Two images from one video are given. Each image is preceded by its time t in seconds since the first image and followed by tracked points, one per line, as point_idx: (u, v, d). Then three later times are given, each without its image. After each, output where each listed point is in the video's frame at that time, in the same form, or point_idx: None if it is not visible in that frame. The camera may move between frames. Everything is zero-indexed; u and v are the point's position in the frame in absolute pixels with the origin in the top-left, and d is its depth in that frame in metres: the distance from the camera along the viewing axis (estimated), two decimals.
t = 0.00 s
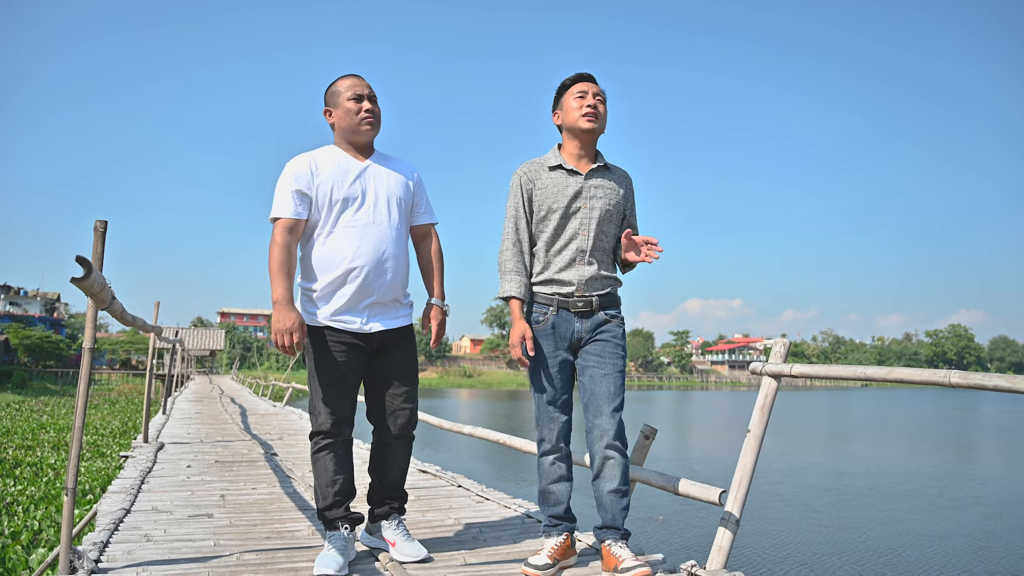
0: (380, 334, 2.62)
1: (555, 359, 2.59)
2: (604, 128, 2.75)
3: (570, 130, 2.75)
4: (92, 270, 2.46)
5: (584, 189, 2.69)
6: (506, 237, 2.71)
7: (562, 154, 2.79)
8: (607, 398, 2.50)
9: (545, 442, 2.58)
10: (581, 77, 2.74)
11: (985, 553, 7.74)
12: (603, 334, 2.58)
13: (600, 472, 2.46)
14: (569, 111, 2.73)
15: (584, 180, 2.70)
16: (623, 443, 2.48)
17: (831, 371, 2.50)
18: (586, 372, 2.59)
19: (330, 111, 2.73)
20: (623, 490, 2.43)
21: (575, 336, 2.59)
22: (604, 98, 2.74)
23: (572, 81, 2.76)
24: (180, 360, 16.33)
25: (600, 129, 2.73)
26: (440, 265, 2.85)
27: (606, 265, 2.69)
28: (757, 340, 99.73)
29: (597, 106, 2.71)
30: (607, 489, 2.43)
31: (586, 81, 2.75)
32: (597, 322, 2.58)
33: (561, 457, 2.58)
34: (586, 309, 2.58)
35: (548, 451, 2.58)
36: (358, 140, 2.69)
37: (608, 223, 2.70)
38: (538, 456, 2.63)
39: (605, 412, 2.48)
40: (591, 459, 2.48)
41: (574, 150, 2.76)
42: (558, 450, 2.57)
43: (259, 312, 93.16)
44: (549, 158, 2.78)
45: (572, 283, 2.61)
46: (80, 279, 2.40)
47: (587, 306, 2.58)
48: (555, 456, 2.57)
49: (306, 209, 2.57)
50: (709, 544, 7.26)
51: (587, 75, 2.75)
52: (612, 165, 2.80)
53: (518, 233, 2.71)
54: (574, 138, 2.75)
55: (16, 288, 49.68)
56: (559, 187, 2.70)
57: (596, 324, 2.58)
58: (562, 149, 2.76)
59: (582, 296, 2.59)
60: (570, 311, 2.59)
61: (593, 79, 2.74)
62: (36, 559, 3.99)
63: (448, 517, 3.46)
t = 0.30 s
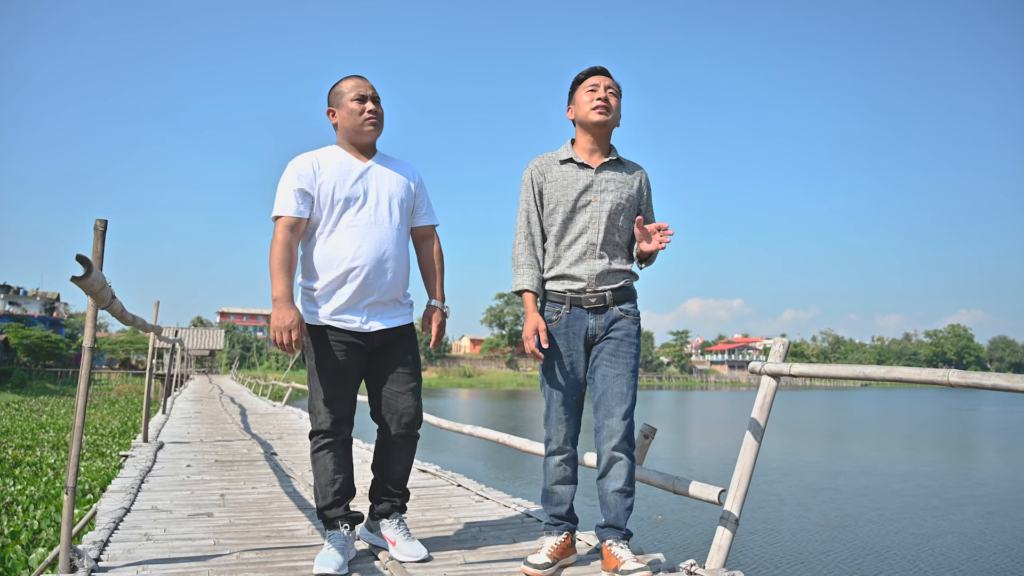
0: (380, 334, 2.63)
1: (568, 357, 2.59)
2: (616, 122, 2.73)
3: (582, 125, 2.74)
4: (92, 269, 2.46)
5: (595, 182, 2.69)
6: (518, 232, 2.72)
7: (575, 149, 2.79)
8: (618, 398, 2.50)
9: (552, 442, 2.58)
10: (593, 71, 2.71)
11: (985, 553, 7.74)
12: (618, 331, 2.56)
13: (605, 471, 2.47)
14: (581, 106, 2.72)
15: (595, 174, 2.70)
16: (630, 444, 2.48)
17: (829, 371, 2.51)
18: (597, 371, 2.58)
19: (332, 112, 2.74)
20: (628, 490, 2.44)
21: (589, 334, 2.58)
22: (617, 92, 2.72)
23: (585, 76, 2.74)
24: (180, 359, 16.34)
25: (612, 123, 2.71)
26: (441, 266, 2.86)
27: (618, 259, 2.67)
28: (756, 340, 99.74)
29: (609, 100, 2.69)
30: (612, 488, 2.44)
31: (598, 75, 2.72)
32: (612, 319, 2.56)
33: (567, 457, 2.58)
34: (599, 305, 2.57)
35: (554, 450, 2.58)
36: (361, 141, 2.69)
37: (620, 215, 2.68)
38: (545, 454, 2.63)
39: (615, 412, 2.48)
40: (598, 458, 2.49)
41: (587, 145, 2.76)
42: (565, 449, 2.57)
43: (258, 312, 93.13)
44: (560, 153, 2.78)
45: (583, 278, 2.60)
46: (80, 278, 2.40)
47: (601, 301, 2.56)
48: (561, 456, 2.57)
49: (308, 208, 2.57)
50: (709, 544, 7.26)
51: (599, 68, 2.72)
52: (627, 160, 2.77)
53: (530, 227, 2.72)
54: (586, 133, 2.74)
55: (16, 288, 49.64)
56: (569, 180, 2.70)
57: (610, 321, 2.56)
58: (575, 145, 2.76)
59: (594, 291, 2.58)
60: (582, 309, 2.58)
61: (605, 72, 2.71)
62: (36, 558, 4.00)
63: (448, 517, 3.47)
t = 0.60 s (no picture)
0: (385, 333, 2.62)
1: (576, 357, 2.58)
2: (626, 118, 2.71)
3: (592, 122, 2.74)
4: (94, 268, 2.46)
5: (602, 180, 2.68)
6: (530, 234, 2.75)
7: (586, 147, 2.78)
8: (626, 398, 2.51)
9: (555, 444, 2.57)
10: (606, 67, 2.70)
11: (986, 553, 7.72)
12: (626, 332, 2.56)
13: (611, 470, 2.47)
14: (591, 103, 2.72)
15: (602, 171, 2.69)
16: (636, 444, 2.49)
17: (830, 370, 2.52)
18: (606, 371, 2.59)
19: (339, 112, 2.74)
20: (632, 489, 2.45)
21: (597, 334, 2.58)
22: (628, 88, 2.70)
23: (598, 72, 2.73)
24: (180, 358, 16.34)
25: (622, 120, 2.69)
26: (447, 266, 2.86)
27: (628, 256, 2.64)
28: (756, 340, 99.72)
29: (619, 96, 2.68)
30: (617, 486, 2.45)
31: (612, 72, 2.71)
32: (620, 318, 2.56)
33: (569, 462, 2.57)
34: (607, 304, 2.57)
35: (558, 452, 2.57)
36: (367, 142, 2.69)
37: (627, 212, 2.65)
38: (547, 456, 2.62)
39: (623, 413, 2.49)
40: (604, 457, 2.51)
41: (598, 143, 2.75)
42: (568, 451, 2.56)
43: (258, 311, 93.15)
44: (570, 152, 2.79)
45: (590, 278, 2.60)
46: (81, 277, 2.40)
47: (609, 300, 2.56)
48: (564, 459, 2.56)
49: (314, 207, 2.57)
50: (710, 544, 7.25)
51: (613, 64, 2.70)
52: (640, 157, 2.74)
53: (540, 228, 2.75)
54: (596, 130, 2.74)
55: (16, 288, 49.64)
56: (577, 179, 2.70)
57: (618, 320, 2.56)
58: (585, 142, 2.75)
59: (602, 291, 2.57)
60: (590, 308, 2.58)
61: (618, 69, 2.70)
62: (36, 557, 4.00)
63: (449, 516, 3.47)
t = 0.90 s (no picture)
0: (392, 330, 2.62)
1: (578, 357, 2.58)
2: (631, 116, 2.70)
3: (596, 120, 2.75)
4: (94, 267, 2.46)
5: (604, 180, 2.68)
6: (539, 238, 2.81)
7: (592, 148, 2.78)
8: (629, 398, 2.50)
9: (558, 445, 2.58)
10: (612, 66, 2.71)
11: (986, 552, 7.71)
12: (631, 332, 2.54)
13: (614, 468, 2.48)
14: (595, 100, 2.73)
15: (605, 171, 2.69)
16: (640, 443, 2.49)
17: (830, 369, 2.52)
18: (611, 371, 2.58)
19: (350, 113, 2.74)
20: (635, 488, 2.44)
21: (601, 334, 2.57)
22: (633, 86, 2.70)
23: (603, 70, 2.74)
24: (180, 358, 16.33)
25: (625, 117, 2.69)
26: (456, 264, 2.85)
27: (634, 257, 2.60)
28: (756, 339, 99.72)
29: (622, 93, 2.68)
30: (619, 485, 2.45)
31: (618, 70, 2.72)
32: (624, 318, 2.54)
33: (572, 463, 2.57)
34: (612, 305, 2.55)
35: (560, 452, 2.57)
36: (378, 142, 2.70)
37: (630, 213, 2.63)
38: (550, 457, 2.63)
39: (627, 413, 2.49)
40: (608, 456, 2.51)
41: (603, 142, 2.75)
42: (570, 452, 2.57)
43: (258, 311, 93.25)
44: (576, 153, 2.80)
45: (593, 279, 2.60)
46: (82, 276, 2.40)
47: (613, 301, 2.55)
48: (566, 459, 2.56)
49: (325, 206, 2.58)
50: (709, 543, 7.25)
51: (619, 63, 2.71)
52: (646, 156, 2.72)
53: (547, 231, 2.81)
54: (601, 129, 2.74)
55: (16, 288, 49.63)
56: (580, 179, 2.72)
57: (623, 321, 2.54)
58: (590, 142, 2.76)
59: (606, 291, 2.56)
60: (595, 309, 2.58)
61: (624, 67, 2.70)
62: (36, 557, 4.00)
63: (448, 515, 3.48)
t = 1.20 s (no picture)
0: (395, 331, 2.63)
1: (580, 356, 2.58)
2: (635, 115, 2.70)
3: (600, 121, 2.75)
4: (93, 266, 2.46)
5: (608, 180, 2.68)
6: (542, 237, 2.81)
7: (596, 148, 2.79)
8: (630, 398, 2.51)
9: (557, 445, 2.57)
10: (615, 66, 2.72)
11: (986, 552, 7.70)
12: (632, 332, 2.54)
13: (614, 469, 2.48)
14: (598, 102, 2.73)
15: (609, 171, 2.69)
16: (640, 444, 2.49)
17: (828, 369, 2.53)
18: (613, 371, 2.58)
19: (361, 116, 2.75)
20: (634, 488, 2.45)
21: (603, 334, 2.57)
22: (636, 85, 2.70)
23: (606, 71, 2.74)
24: (179, 357, 16.31)
25: (629, 117, 2.69)
26: (462, 267, 2.85)
27: (637, 257, 2.61)
28: (756, 339, 99.68)
29: (624, 92, 2.68)
30: (619, 485, 2.45)
31: (621, 70, 2.72)
32: (626, 318, 2.54)
33: (570, 463, 2.57)
34: (614, 304, 2.55)
35: (558, 452, 2.57)
36: (388, 144, 2.70)
37: (633, 214, 2.64)
38: (549, 457, 2.63)
39: (627, 413, 2.49)
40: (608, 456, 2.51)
41: (607, 143, 2.75)
42: (569, 452, 2.56)
43: (258, 311, 93.32)
44: (580, 153, 2.80)
45: (596, 278, 2.60)
46: (80, 275, 2.40)
47: (615, 300, 2.55)
48: (564, 459, 2.56)
49: (332, 205, 2.59)
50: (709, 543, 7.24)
51: (622, 63, 2.71)
52: (650, 156, 2.72)
53: (551, 230, 2.81)
54: (605, 130, 2.74)
55: (16, 288, 49.63)
56: (584, 179, 2.72)
57: (625, 320, 2.54)
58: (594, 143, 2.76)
59: (608, 291, 2.57)
60: (597, 308, 2.58)
61: (627, 67, 2.71)
62: (35, 557, 4.01)
63: (448, 515, 3.49)
